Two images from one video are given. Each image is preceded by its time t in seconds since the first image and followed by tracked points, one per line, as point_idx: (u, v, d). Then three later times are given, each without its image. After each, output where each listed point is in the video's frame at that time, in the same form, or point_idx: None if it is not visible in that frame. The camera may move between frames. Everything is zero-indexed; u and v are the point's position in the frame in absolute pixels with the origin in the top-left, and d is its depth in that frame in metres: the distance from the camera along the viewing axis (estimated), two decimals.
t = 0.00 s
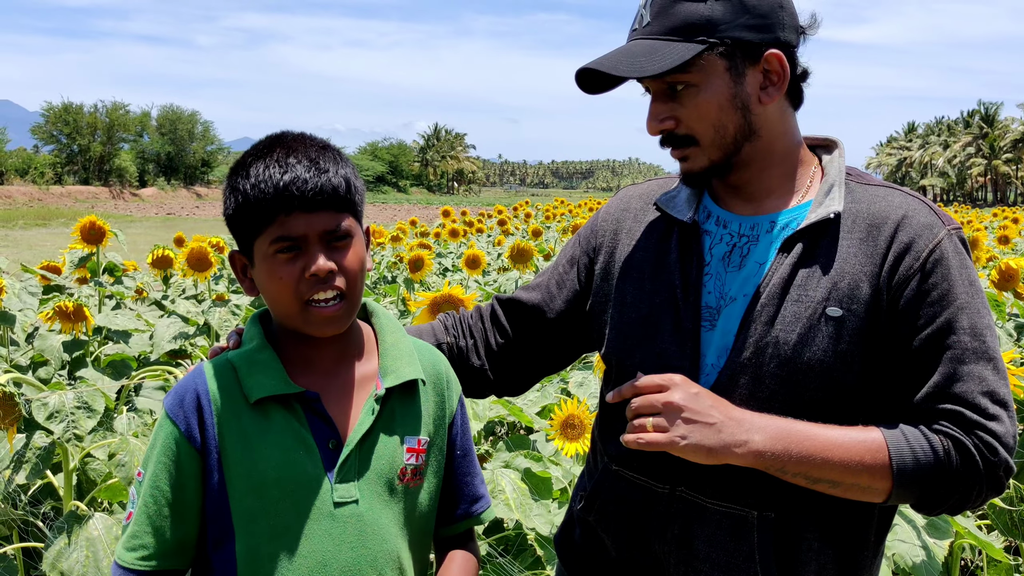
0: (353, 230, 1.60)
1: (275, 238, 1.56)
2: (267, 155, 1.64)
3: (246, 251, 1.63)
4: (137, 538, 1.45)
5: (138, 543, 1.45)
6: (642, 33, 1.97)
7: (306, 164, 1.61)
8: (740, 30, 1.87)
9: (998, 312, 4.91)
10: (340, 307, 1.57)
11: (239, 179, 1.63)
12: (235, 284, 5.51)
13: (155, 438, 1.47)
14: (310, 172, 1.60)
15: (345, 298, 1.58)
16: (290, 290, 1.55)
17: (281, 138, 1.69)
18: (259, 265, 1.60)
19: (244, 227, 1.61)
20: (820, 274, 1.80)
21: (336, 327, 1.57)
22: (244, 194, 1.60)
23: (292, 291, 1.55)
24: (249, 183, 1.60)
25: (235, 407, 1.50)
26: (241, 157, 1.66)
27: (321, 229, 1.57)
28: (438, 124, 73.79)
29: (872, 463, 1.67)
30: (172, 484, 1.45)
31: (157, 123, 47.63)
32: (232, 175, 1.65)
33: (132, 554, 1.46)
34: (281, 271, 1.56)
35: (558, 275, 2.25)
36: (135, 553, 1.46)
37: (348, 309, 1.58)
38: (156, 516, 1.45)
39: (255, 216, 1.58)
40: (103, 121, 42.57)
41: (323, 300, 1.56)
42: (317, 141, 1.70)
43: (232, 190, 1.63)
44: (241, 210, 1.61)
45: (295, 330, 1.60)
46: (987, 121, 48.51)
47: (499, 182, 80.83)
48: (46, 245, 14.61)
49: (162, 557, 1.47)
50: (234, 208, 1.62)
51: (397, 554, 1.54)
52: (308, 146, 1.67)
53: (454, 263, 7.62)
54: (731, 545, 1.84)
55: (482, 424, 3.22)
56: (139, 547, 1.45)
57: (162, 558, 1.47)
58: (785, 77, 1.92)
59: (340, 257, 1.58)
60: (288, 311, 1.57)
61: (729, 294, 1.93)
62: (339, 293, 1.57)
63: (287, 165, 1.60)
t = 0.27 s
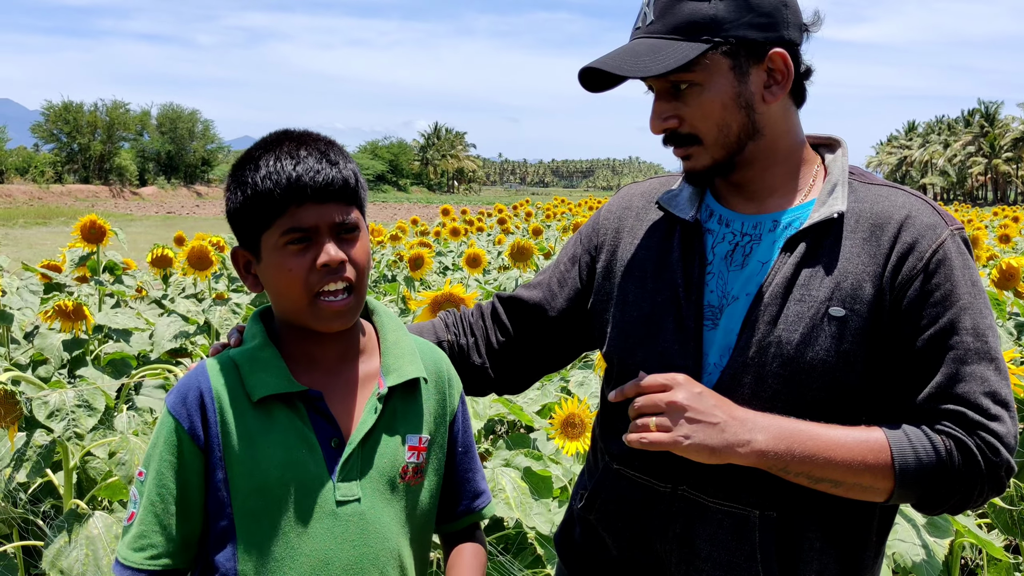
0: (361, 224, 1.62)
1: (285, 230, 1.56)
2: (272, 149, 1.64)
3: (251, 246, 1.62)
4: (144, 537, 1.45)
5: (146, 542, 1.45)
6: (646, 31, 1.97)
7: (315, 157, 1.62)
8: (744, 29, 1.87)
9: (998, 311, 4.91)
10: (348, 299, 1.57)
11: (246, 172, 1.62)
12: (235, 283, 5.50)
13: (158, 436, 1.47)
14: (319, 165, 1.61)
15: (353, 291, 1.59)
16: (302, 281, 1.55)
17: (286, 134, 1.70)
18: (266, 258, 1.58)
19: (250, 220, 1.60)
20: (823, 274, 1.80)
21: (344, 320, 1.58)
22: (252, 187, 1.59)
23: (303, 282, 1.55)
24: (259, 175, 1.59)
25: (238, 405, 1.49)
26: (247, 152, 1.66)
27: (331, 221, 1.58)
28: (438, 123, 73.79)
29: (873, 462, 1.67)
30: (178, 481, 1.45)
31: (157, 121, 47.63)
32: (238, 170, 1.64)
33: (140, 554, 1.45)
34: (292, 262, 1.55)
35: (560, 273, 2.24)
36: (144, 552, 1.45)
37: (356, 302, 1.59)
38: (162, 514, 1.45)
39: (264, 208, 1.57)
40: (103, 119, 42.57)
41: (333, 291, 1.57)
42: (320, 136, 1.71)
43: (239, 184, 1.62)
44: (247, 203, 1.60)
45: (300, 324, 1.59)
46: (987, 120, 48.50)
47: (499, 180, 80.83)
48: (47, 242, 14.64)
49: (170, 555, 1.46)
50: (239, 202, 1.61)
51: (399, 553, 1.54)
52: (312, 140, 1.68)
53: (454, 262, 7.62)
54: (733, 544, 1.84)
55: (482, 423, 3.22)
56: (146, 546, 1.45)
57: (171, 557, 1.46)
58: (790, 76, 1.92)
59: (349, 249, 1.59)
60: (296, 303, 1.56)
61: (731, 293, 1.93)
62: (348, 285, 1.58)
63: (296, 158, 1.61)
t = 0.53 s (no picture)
0: (369, 225, 1.63)
1: (297, 227, 1.56)
2: (281, 147, 1.64)
3: (257, 243, 1.61)
4: (151, 532, 1.41)
5: (152, 537, 1.41)
6: (647, 30, 1.97)
7: (326, 157, 1.63)
8: (745, 28, 1.87)
9: (998, 309, 4.91)
10: (357, 299, 1.58)
11: (255, 169, 1.61)
12: (234, 281, 5.50)
13: (161, 430, 1.45)
14: (331, 165, 1.62)
15: (360, 290, 1.59)
16: (312, 279, 1.55)
17: (291, 132, 1.70)
18: (274, 254, 1.58)
19: (259, 217, 1.59)
20: (824, 273, 1.80)
21: (351, 319, 1.58)
22: (262, 184, 1.59)
23: (313, 280, 1.55)
24: (269, 173, 1.59)
25: (240, 399, 1.49)
26: (253, 148, 1.65)
27: (343, 221, 1.58)
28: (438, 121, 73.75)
29: (873, 460, 1.67)
30: (188, 473, 1.44)
31: (157, 120, 47.62)
32: (244, 166, 1.63)
33: (149, 549, 1.40)
34: (302, 260, 1.55)
35: (560, 271, 2.24)
36: (152, 547, 1.41)
37: (363, 302, 1.60)
38: (170, 507, 1.42)
39: (275, 205, 1.57)
40: (103, 118, 42.56)
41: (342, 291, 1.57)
42: (327, 137, 1.72)
43: (246, 181, 1.61)
44: (255, 199, 1.59)
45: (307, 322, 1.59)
46: (988, 118, 48.48)
47: (499, 179, 80.82)
48: (47, 241, 14.65)
49: (177, 550, 1.42)
50: (247, 199, 1.60)
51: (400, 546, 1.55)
52: (320, 140, 1.69)
53: (454, 260, 7.62)
54: (733, 543, 1.84)
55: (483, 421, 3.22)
56: (153, 541, 1.41)
57: (180, 552, 1.43)
58: (790, 75, 1.92)
59: (359, 249, 1.60)
60: (305, 301, 1.56)
61: (731, 290, 1.93)
62: (356, 285, 1.58)
63: (307, 157, 1.61)
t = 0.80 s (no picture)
0: (376, 213, 1.64)
1: (308, 213, 1.55)
2: (289, 138, 1.64)
3: (265, 233, 1.59)
4: (159, 532, 1.42)
5: (160, 537, 1.42)
6: (643, 28, 1.96)
7: (334, 146, 1.64)
8: (741, 27, 1.86)
9: (999, 305, 4.90)
10: (368, 283, 1.58)
11: (264, 158, 1.61)
12: (234, 278, 5.50)
13: (167, 429, 1.45)
14: (340, 154, 1.63)
15: (371, 275, 1.59)
16: (326, 262, 1.54)
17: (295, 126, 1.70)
18: (284, 242, 1.56)
19: (269, 205, 1.57)
20: (821, 269, 1.79)
21: (364, 302, 1.57)
22: (273, 172, 1.58)
23: (327, 264, 1.54)
24: (279, 161, 1.59)
25: (244, 395, 1.49)
26: (260, 141, 1.65)
27: (352, 207, 1.59)
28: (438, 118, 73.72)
29: (870, 456, 1.67)
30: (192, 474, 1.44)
31: (157, 117, 47.60)
32: (251, 158, 1.63)
33: (156, 549, 1.41)
34: (315, 244, 1.55)
35: (559, 269, 2.24)
36: (159, 548, 1.41)
37: (373, 287, 1.59)
38: (176, 507, 1.43)
39: (286, 192, 1.56)
40: (103, 115, 42.55)
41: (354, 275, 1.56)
42: (332, 129, 1.72)
43: (255, 170, 1.60)
44: (265, 188, 1.58)
45: (320, 308, 1.57)
46: (988, 114, 48.43)
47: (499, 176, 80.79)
48: (48, 238, 14.66)
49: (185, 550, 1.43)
50: (256, 188, 1.58)
51: (404, 545, 1.55)
52: (325, 132, 1.69)
53: (454, 257, 7.62)
54: (731, 539, 1.83)
55: (483, 418, 3.22)
56: (160, 541, 1.42)
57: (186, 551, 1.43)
58: (788, 73, 1.91)
59: (369, 235, 1.60)
60: (319, 285, 1.55)
61: (729, 287, 1.93)
62: (367, 269, 1.58)
63: (317, 146, 1.62)
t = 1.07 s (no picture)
0: (380, 213, 1.64)
1: (313, 212, 1.55)
2: (294, 137, 1.64)
3: (268, 232, 1.59)
4: (151, 533, 1.46)
5: (153, 537, 1.46)
6: (639, 28, 1.96)
7: (339, 146, 1.64)
8: (738, 27, 1.86)
9: (998, 304, 4.90)
10: (371, 284, 1.57)
11: (269, 157, 1.61)
12: (233, 277, 5.50)
13: (163, 431, 1.47)
14: (346, 153, 1.63)
15: (374, 276, 1.58)
16: (329, 263, 1.54)
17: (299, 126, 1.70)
18: (287, 241, 1.56)
19: (272, 204, 1.57)
20: (818, 269, 1.79)
21: (367, 304, 1.57)
22: (277, 171, 1.58)
23: (330, 264, 1.54)
24: (285, 160, 1.59)
25: (244, 397, 1.49)
26: (263, 141, 1.65)
27: (357, 207, 1.59)
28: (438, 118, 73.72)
29: (868, 455, 1.67)
30: (184, 478, 1.45)
31: (157, 117, 47.60)
32: (255, 157, 1.63)
33: (146, 549, 1.46)
34: (319, 244, 1.54)
35: (557, 269, 2.24)
36: (150, 548, 1.46)
37: (376, 288, 1.59)
38: (166, 510, 1.45)
39: (291, 191, 1.56)
40: (103, 115, 42.55)
41: (358, 276, 1.56)
42: (336, 129, 1.73)
43: (258, 169, 1.60)
44: (269, 187, 1.58)
45: (321, 310, 1.56)
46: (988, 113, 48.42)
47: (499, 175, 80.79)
48: (48, 237, 14.67)
49: (175, 550, 1.47)
50: (260, 187, 1.58)
51: (407, 545, 1.55)
52: (329, 131, 1.70)
53: (454, 257, 7.62)
54: (728, 538, 1.83)
55: (482, 417, 3.22)
56: (153, 541, 1.46)
57: (175, 553, 1.47)
58: (784, 73, 1.91)
59: (372, 235, 1.60)
60: (321, 285, 1.54)
61: (726, 287, 1.93)
62: (370, 270, 1.58)
63: (323, 146, 1.62)
